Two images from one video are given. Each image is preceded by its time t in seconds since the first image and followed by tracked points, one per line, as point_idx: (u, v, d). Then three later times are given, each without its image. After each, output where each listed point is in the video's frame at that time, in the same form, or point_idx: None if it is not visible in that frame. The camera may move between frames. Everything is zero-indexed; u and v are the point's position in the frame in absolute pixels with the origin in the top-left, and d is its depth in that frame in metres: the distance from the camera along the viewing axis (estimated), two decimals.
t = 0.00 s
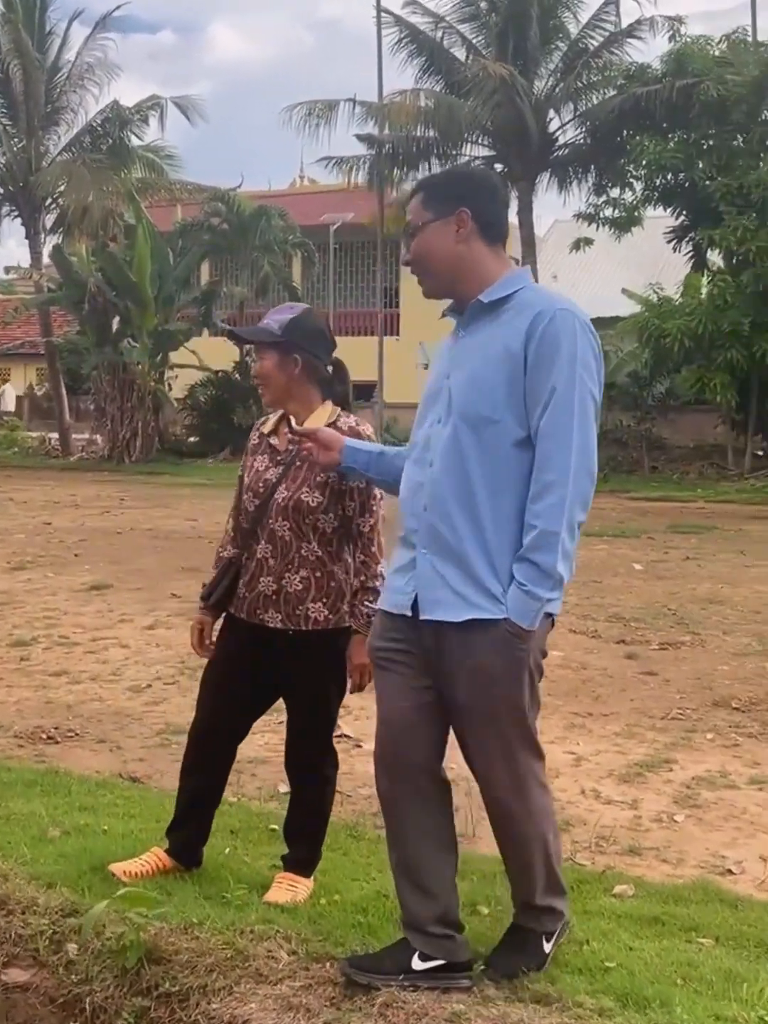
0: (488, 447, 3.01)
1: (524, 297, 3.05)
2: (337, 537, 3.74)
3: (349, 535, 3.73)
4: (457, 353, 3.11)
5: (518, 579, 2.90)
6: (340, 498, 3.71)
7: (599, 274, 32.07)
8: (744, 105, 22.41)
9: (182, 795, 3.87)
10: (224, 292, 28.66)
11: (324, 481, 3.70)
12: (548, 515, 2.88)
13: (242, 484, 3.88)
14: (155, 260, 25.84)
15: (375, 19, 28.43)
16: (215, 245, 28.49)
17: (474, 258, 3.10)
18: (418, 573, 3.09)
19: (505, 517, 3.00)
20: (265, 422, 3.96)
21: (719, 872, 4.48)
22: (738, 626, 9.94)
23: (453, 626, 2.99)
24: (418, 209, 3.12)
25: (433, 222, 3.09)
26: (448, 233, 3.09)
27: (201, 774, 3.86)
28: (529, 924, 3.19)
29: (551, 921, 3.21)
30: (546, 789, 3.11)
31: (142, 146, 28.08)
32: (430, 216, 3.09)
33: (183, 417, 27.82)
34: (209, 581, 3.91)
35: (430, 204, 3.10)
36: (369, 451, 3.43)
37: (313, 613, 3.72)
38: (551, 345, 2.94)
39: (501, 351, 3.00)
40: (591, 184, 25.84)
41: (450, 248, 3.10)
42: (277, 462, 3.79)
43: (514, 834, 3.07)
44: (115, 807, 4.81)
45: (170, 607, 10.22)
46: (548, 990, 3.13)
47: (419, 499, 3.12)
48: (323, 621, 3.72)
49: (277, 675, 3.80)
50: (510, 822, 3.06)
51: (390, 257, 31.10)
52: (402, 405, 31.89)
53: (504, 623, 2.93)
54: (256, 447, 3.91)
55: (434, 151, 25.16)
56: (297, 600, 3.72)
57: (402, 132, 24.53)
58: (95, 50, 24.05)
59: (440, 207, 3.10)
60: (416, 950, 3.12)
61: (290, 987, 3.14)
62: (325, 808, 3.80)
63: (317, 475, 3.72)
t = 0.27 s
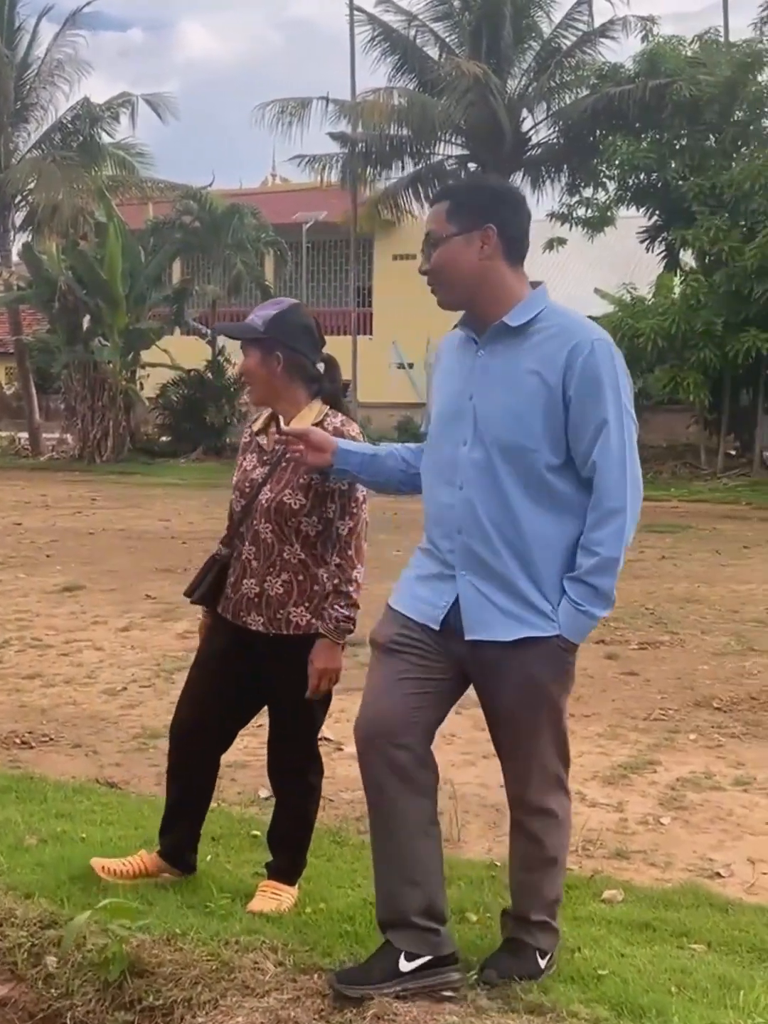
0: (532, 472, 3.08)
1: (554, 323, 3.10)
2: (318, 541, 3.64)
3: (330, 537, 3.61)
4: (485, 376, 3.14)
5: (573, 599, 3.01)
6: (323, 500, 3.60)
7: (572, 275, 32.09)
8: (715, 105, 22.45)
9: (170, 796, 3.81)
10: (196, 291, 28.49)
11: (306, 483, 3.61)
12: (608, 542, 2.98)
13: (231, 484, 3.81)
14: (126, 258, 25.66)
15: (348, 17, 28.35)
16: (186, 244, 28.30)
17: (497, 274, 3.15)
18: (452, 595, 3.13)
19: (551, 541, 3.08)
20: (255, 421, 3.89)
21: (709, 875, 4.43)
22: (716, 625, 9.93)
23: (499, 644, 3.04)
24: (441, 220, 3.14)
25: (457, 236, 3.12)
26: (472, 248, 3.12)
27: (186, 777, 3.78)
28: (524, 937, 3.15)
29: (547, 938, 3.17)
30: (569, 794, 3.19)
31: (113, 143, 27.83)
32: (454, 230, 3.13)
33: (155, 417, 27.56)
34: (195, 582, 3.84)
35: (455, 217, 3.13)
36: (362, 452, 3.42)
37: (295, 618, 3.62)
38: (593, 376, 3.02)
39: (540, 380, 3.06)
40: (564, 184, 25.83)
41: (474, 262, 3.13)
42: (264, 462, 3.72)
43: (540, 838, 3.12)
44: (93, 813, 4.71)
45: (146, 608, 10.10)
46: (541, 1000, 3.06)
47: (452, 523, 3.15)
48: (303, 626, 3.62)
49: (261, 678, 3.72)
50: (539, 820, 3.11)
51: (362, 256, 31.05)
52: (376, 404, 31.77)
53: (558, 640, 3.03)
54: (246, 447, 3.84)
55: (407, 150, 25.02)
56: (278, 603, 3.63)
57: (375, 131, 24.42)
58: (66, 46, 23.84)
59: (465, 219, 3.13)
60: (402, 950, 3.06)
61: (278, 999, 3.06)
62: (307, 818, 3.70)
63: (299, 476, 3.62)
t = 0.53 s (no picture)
0: (522, 467, 2.98)
1: (549, 316, 2.99)
2: (302, 542, 3.51)
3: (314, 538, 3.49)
4: (476, 367, 3.03)
5: (561, 597, 2.91)
6: (307, 499, 3.48)
7: (550, 274, 32.02)
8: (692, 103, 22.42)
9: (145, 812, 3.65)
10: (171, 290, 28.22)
11: (289, 483, 3.48)
12: (600, 538, 2.87)
13: (207, 485, 3.66)
14: (101, 256, 25.42)
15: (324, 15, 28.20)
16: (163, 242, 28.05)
17: (498, 270, 3.05)
18: (439, 590, 3.04)
19: (541, 537, 2.99)
20: (229, 418, 3.73)
21: (699, 885, 4.31)
22: (699, 625, 9.84)
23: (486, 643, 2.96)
24: (444, 209, 3.03)
25: (461, 227, 3.01)
26: (474, 241, 3.02)
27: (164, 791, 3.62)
28: (510, 955, 3.03)
29: (534, 958, 3.04)
30: (559, 805, 3.09)
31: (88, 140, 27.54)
32: (458, 221, 3.02)
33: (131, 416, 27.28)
34: (170, 588, 3.68)
35: (459, 208, 3.02)
36: (353, 448, 3.35)
37: (279, 623, 3.49)
38: (587, 368, 2.92)
39: (534, 372, 2.96)
40: (542, 182, 25.74)
41: (475, 256, 3.03)
42: (243, 462, 3.58)
43: (528, 847, 3.01)
44: (64, 825, 4.54)
45: (121, 610, 9.92)
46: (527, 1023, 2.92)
47: (440, 518, 3.06)
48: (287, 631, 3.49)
49: (240, 686, 3.58)
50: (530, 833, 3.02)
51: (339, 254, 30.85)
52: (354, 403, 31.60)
53: (544, 639, 2.94)
54: (220, 447, 3.69)
55: (385, 148, 24.83)
56: (262, 609, 3.50)
57: (353, 129, 24.24)
58: (40, 42, 23.58)
59: (469, 210, 3.02)
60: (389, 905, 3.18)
61: None
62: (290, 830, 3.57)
63: (282, 475, 3.49)
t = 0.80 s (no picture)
0: (472, 461, 3.00)
1: (511, 312, 3.02)
2: (284, 544, 3.39)
3: (299, 540, 3.37)
4: (436, 361, 3.08)
5: (502, 594, 2.89)
6: (290, 500, 3.36)
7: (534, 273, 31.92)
8: (676, 102, 22.34)
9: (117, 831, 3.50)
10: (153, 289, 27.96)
11: (271, 483, 3.35)
12: (541, 536, 2.86)
13: (179, 487, 3.50)
14: (82, 255, 25.20)
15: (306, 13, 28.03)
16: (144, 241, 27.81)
17: (467, 263, 3.07)
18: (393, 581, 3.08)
19: (488, 534, 3.00)
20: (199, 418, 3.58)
21: (690, 897, 4.19)
22: (685, 626, 9.73)
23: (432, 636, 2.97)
24: (419, 197, 3.06)
25: (434, 216, 3.04)
26: (446, 231, 3.04)
27: (138, 807, 3.47)
28: (497, 975, 2.99)
29: (521, 977, 3.01)
30: (525, 817, 3.06)
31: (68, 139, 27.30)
32: (432, 209, 3.04)
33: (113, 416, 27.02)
34: (142, 597, 3.53)
35: (434, 197, 3.05)
36: (329, 447, 3.28)
37: (263, 629, 3.35)
38: (541, 364, 2.93)
39: (489, 366, 2.98)
40: (525, 180, 25.63)
41: (447, 246, 3.05)
42: (218, 462, 3.43)
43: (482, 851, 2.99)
44: (34, 838, 4.40)
45: (100, 614, 9.75)
46: None
47: (394, 510, 3.10)
48: (272, 637, 3.36)
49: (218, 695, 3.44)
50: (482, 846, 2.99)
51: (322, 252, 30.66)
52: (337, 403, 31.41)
53: (483, 639, 2.92)
54: (191, 448, 3.53)
55: (368, 146, 24.63)
56: (242, 615, 3.35)
57: (336, 127, 24.06)
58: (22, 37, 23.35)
59: (444, 200, 3.05)
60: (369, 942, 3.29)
61: None
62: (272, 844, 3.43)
63: (262, 476, 3.36)
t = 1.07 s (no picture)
0: (416, 453, 2.92)
1: (462, 303, 2.95)
2: (271, 541, 3.31)
3: (287, 537, 3.30)
4: (392, 354, 3.02)
5: (433, 590, 2.79)
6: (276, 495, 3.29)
7: (523, 271, 31.87)
8: (665, 100, 22.31)
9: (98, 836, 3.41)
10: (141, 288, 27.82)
11: (257, 478, 3.28)
12: (468, 528, 2.77)
13: (157, 484, 3.41)
14: (69, 253, 25.09)
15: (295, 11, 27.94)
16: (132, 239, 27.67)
17: (433, 254, 3.02)
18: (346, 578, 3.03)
19: (432, 529, 2.91)
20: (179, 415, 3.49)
21: (682, 901, 4.12)
22: (676, 626, 9.67)
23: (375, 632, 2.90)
24: (390, 185, 3.00)
25: (403, 206, 2.98)
26: (414, 220, 2.98)
27: (119, 812, 3.38)
28: (484, 980, 2.92)
29: (507, 982, 2.93)
30: (490, 823, 2.95)
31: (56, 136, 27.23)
32: (400, 198, 2.98)
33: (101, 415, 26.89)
34: (119, 597, 3.43)
35: (405, 187, 2.99)
36: (318, 444, 3.20)
37: (248, 628, 3.27)
38: (481, 353, 2.84)
39: (434, 357, 2.91)
40: (514, 179, 25.57)
41: (414, 236, 2.99)
42: (200, 457, 3.34)
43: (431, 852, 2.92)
44: (14, 842, 4.31)
45: (86, 613, 9.65)
46: None
47: (347, 505, 3.04)
48: (258, 636, 3.28)
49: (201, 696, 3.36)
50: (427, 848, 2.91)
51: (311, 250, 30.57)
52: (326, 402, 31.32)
53: (416, 638, 2.83)
54: (170, 444, 3.44)
55: (357, 145, 24.51)
56: (226, 613, 3.27)
57: (324, 125, 23.97)
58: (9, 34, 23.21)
59: (416, 191, 2.99)
60: (355, 948, 3.22)
61: None
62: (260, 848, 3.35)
63: (248, 471, 3.28)
